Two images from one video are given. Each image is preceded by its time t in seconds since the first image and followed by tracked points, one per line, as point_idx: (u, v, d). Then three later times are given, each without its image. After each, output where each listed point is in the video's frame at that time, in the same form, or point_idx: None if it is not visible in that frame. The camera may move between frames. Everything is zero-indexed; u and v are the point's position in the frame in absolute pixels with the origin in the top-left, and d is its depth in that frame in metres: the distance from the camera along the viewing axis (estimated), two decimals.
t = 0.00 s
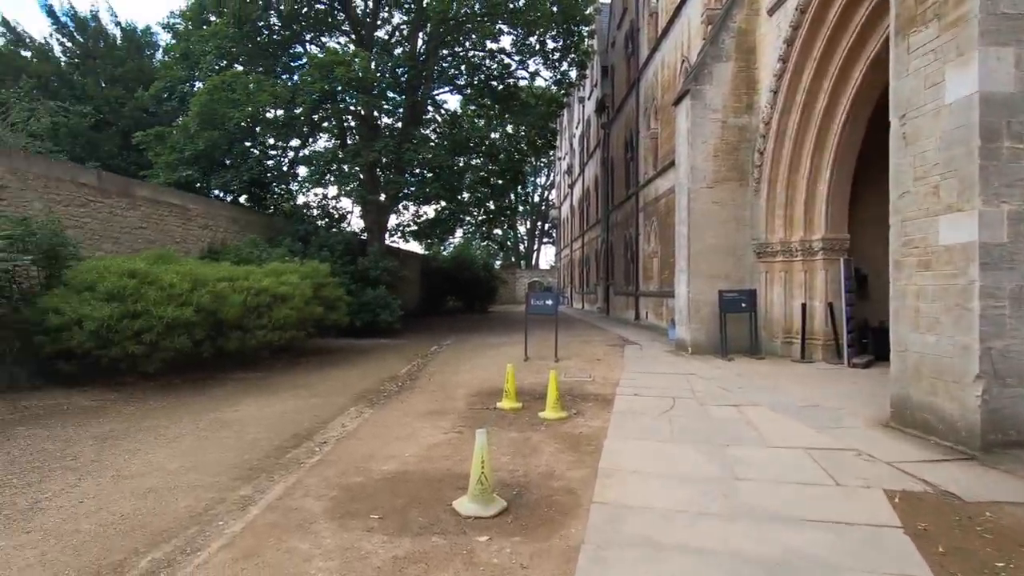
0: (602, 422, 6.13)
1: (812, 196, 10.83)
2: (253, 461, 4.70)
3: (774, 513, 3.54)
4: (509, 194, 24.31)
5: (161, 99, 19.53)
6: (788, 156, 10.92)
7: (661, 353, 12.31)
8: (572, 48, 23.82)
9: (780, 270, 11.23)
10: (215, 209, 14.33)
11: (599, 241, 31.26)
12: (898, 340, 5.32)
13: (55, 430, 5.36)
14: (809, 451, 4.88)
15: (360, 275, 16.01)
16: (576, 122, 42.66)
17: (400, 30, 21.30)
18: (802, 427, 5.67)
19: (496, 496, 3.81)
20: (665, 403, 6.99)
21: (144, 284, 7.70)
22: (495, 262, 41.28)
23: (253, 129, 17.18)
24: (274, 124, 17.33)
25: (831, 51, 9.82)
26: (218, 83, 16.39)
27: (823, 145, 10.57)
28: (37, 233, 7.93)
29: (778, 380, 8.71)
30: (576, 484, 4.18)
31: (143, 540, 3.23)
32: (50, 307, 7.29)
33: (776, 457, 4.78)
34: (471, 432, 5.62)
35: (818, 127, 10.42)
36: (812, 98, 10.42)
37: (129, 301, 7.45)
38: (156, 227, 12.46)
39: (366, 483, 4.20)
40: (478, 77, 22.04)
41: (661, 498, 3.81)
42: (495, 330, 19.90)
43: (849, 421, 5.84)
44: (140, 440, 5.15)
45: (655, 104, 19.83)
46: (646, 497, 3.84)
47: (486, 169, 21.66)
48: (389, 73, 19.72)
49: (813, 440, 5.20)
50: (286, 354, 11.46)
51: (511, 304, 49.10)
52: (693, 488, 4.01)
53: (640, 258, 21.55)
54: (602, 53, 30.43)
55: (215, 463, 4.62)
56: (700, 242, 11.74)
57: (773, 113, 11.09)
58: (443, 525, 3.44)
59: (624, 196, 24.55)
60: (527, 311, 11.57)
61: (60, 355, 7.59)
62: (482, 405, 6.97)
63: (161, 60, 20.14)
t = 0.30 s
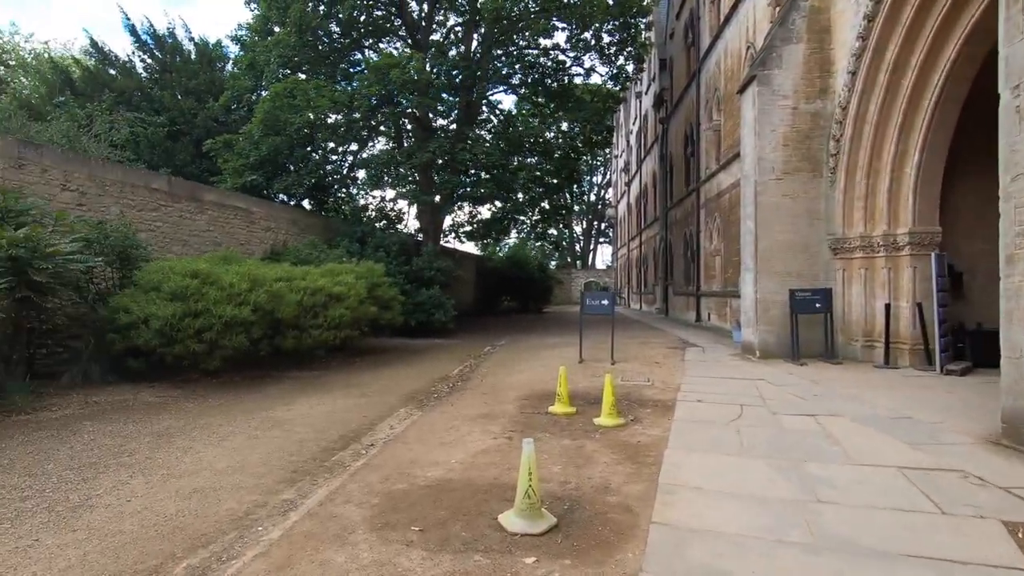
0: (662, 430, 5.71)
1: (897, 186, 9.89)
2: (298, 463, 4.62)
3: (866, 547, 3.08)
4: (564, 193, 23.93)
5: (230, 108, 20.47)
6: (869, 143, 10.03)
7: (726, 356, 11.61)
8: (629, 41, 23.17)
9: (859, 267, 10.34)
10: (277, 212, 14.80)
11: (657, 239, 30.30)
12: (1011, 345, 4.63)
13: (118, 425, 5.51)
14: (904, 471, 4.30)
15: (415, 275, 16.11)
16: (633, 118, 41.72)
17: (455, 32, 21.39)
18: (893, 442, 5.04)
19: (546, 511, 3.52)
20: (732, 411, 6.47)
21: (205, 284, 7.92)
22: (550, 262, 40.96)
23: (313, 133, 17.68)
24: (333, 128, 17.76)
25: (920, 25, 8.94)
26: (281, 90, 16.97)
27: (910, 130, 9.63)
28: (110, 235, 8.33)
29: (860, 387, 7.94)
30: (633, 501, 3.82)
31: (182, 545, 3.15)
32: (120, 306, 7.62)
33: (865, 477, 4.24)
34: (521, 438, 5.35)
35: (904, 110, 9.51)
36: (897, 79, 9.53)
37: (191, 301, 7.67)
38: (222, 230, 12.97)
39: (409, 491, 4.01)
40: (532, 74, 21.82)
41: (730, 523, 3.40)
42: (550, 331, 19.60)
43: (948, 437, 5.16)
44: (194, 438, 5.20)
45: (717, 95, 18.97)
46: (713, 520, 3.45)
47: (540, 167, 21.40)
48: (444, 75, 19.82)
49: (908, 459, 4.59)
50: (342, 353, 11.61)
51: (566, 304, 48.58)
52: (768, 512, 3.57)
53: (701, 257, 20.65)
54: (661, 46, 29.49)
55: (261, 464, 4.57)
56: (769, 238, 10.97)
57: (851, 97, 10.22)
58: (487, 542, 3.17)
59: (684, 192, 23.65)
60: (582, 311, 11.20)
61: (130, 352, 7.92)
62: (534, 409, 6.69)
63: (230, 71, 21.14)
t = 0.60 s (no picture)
0: (703, 442, 5.28)
1: (963, 177, 9.09)
2: (313, 472, 4.40)
3: None
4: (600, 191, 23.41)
5: (268, 111, 20.82)
6: (931, 131, 9.27)
7: (770, 360, 10.96)
8: (667, 34, 22.46)
9: (920, 265, 9.58)
10: (311, 213, 14.88)
11: (696, 238, 29.38)
12: None
13: (141, 428, 5.45)
14: (986, 498, 3.78)
15: (446, 275, 15.96)
16: (671, 114, 40.70)
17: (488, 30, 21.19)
18: (968, 461, 4.49)
19: (572, 536, 3.18)
20: (781, 421, 5.96)
21: (233, 285, 7.88)
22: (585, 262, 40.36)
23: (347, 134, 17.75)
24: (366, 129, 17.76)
25: None
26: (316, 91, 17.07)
27: (978, 114, 8.83)
28: (142, 237, 8.38)
29: (924, 395, 7.27)
30: (671, 525, 3.43)
31: (180, 563, 2.94)
32: (150, 307, 7.65)
33: (940, 505, 3.73)
34: (549, 449, 5.00)
35: (972, 93, 8.72)
36: (964, 60, 8.76)
37: (219, 302, 7.64)
38: (256, 231, 13.09)
39: (425, 506, 3.72)
40: (566, 71, 21.43)
41: (783, 556, 2.99)
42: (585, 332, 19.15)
43: None
44: (212, 443, 5.07)
45: (760, 86, 18.17)
46: (764, 552, 3.05)
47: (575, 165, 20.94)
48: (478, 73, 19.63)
49: (988, 484, 4.05)
50: (373, 354, 11.51)
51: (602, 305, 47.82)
52: (827, 544, 3.14)
53: (743, 256, 19.80)
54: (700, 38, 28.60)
55: (276, 472, 4.39)
56: (818, 235, 10.29)
57: (910, 82, 9.46)
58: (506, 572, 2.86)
59: (725, 188, 22.78)
60: (617, 312, 10.76)
61: (161, 352, 7.95)
62: (565, 416, 6.34)
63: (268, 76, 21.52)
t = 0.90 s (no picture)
0: (700, 451, 4.90)
1: (976, 170, 8.70)
2: (274, 486, 4.06)
3: None
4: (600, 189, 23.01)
5: (263, 108, 20.50)
6: (942, 121, 8.88)
7: (774, 362, 10.57)
8: (667, 29, 22.07)
9: (931, 263, 9.18)
10: (302, 211, 14.56)
11: (699, 237, 28.97)
12: None
13: (100, 437, 5.11)
14: (1013, 518, 3.40)
15: (441, 275, 15.60)
16: (673, 112, 40.29)
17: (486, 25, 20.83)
18: (990, 475, 4.12)
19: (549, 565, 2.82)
20: (785, 429, 5.59)
21: (211, 284, 7.54)
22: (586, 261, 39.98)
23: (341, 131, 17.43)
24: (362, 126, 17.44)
25: None
26: (307, 87, 16.80)
27: (992, 104, 8.42)
28: (119, 234, 8.04)
29: (937, 400, 6.87)
30: (660, 551, 3.06)
31: None
32: (123, 306, 7.33)
33: (962, 524, 3.36)
34: (534, 460, 4.64)
35: (985, 82, 8.32)
36: (976, 48, 8.38)
37: (194, 302, 7.31)
38: (245, 229, 12.78)
39: (390, 528, 3.36)
40: (565, 67, 21.06)
41: None
42: (584, 332, 18.77)
43: None
44: (173, 452, 4.73)
45: (762, 81, 17.78)
46: None
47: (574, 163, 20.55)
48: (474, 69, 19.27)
49: (1014, 500, 3.68)
50: (363, 355, 11.16)
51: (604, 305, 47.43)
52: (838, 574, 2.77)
53: (746, 254, 19.40)
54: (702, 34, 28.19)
55: (234, 485, 4.05)
56: (824, 231, 9.88)
57: (920, 71, 9.08)
58: None
59: (728, 186, 22.37)
60: (614, 311, 10.38)
61: (136, 354, 7.62)
62: (555, 422, 5.97)
63: (262, 73, 21.19)
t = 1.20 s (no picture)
0: (662, 461, 4.61)
1: (942, 168, 8.65)
2: (186, 510, 3.62)
3: None
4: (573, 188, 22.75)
5: (223, 100, 19.64)
6: (909, 119, 8.82)
7: (743, 362, 10.41)
8: (640, 27, 21.94)
9: (897, 262, 9.12)
10: (261, 206, 13.93)
11: (671, 236, 28.98)
12: None
13: None
14: (989, 535, 3.17)
15: (407, 273, 15.11)
16: (646, 112, 40.39)
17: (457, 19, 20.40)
18: (962, 485, 3.92)
19: None
20: (752, 435, 5.35)
21: (145, 282, 6.99)
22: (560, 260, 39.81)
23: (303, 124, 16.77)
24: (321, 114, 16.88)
25: None
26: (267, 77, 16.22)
27: (958, 102, 8.37)
28: (45, 228, 7.41)
29: (904, 401, 6.73)
30: None
31: None
32: (47, 306, 6.75)
33: (936, 543, 3.11)
34: (484, 474, 4.27)
35: (952, 79, 8.26)
36: (943, 44, 8.32)
37: (126, 301, 6.75)
38: (197, 224, 12.11)
39: (309, 559, 2.96)
40: (537, 62, 20.74)
41: None
42: (555, 332, 18.49)
43: None
44: (80, 471, 4.24)
45: (733, 79, 17.73)
46: None
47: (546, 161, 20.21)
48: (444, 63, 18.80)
49: (987, 513, 3.46)
50: (320, 358, 10.64)
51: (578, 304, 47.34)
52: None
53: (717, 253, 19.35)
54: (675, 34, 28.22)
55: (140, 510, 3.61)
56: (792, 230, 9.74)
57: (888, 68, 9.02)
58: None
59: (700, 185, 22.34)
60: (581, 311, 10.08)
61: (61, 359, 7.01)
62: (513, 430, 5.61)
63: (222, 62, 20.32)
